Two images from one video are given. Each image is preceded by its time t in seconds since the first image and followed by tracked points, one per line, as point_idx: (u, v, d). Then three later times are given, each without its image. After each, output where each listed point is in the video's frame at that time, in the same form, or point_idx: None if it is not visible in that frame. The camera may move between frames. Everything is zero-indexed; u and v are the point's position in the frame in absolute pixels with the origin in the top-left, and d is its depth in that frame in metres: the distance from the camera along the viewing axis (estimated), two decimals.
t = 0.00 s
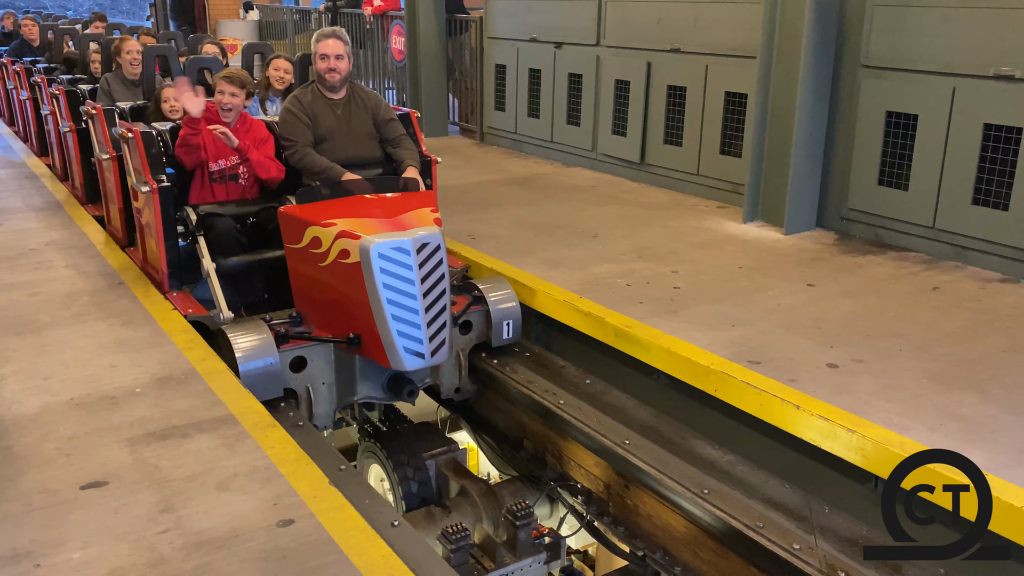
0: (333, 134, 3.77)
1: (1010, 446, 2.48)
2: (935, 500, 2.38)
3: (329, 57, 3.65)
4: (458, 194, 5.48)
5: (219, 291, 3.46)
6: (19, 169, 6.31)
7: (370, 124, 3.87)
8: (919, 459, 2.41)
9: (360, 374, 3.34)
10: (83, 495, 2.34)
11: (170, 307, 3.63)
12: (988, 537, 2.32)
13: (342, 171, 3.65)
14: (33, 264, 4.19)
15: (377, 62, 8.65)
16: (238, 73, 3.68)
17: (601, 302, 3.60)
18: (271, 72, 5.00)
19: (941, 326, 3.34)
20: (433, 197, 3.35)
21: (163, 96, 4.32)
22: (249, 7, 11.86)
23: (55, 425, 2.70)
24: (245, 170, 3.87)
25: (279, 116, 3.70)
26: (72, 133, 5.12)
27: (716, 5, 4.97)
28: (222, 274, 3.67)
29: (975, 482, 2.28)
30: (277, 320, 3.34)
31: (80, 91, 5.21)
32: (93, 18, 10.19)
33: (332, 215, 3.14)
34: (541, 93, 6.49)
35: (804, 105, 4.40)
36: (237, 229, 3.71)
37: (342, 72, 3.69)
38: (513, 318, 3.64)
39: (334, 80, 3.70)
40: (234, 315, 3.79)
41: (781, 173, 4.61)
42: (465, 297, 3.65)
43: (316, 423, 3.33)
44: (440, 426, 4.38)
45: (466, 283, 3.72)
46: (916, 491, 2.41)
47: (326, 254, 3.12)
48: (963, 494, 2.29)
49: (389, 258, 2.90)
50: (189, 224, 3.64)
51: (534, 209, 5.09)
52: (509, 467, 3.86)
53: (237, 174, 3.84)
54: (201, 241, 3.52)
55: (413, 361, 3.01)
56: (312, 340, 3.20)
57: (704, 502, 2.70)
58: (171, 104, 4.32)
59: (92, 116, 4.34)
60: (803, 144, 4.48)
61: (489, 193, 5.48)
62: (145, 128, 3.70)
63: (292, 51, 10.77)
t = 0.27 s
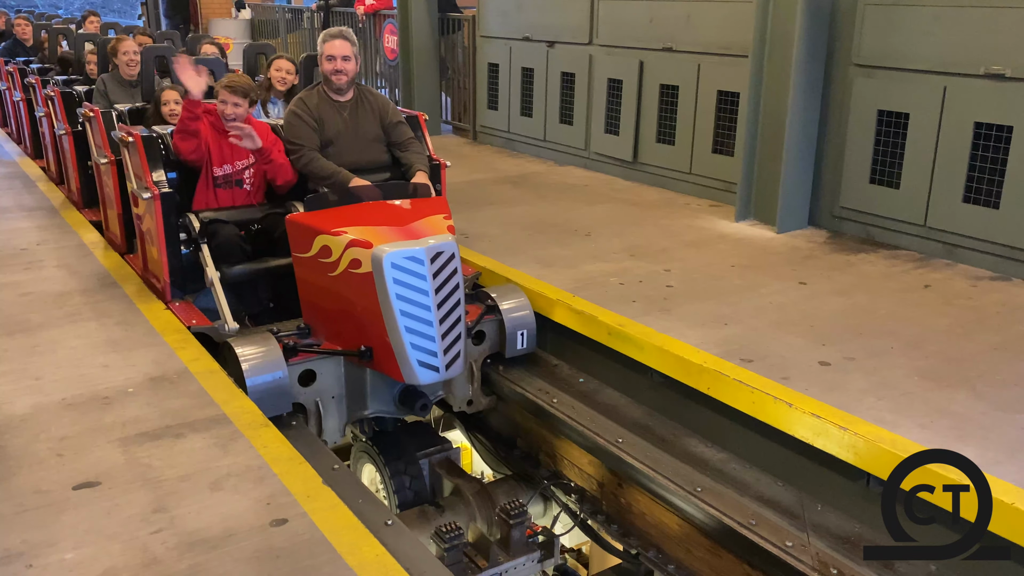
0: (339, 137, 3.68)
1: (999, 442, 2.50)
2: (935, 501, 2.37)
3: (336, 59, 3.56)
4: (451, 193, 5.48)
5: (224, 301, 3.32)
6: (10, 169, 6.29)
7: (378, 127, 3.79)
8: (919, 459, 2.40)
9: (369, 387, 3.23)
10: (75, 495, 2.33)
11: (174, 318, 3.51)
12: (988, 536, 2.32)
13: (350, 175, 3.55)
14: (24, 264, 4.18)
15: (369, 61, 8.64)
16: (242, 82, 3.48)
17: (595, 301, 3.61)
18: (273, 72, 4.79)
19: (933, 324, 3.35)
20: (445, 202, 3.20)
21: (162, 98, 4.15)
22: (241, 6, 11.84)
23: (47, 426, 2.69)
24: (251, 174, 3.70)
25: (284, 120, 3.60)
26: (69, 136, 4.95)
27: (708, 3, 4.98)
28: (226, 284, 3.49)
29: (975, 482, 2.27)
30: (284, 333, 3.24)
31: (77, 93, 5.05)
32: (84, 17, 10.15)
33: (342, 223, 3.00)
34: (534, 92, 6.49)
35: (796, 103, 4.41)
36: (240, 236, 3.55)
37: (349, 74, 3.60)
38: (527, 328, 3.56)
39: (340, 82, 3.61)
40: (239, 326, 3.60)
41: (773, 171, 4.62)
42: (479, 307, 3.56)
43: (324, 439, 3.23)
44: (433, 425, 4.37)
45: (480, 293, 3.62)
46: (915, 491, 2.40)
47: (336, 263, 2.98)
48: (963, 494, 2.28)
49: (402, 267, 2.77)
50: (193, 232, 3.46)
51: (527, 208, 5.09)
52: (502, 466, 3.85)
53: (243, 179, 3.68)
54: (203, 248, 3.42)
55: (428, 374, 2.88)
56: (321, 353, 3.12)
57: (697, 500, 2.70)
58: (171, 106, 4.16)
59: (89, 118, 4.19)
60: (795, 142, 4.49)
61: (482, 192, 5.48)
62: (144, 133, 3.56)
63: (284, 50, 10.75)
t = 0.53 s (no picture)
0: (346, 140, 3.52)
1: (992, 439, 2.51)
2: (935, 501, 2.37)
3: (342, 58, 3.39)
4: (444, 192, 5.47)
5: (229, 310, 3.18)
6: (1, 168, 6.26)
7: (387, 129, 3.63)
8: (920, 459, 2.40)
9: (381, 400, 3.06)
10: (68, 495, 2.32)
11: (178, 330, 3.36)
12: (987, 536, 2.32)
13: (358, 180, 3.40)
14: (16, 263, 4.16)
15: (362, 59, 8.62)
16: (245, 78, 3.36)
17: (588, 299, 3.61)
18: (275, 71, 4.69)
19: (925, 322, 3.36)
20: (458, 207, 3.09)
21: (162, 99, 3.89)
22: (233, 5, 11.82)
23: (39, 425, 2.68)
24: (255, 179, 3.57)
25: (289, 121, 3.46)
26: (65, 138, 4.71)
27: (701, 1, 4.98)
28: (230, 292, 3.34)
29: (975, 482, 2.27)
30: (293, 345, 3.11)
31: (73, 94, 4.85)
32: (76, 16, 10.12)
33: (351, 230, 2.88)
34: (527, 91, 6.49)
35: (788, 101, 4.41)
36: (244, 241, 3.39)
37: (357, 75, 3.43)
38: (542, 338, 3.45)
39: (347, 83, 3.44)
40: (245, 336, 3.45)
41: (766, 169, 4.63)
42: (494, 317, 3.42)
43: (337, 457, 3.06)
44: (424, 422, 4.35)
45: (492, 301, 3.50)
46: (916, 491, 2.39)
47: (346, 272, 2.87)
48: (963, 494, 2.28)
49: (416, 276, 2.66)
50: (197, 239, 3.31)
51: (521, 206, 5.09)
52: (494, 462, 3.84)
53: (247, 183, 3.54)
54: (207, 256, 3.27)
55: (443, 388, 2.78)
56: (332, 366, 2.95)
57: (691, 497, 2.71)
58: (171, 109, 3.90)
59: (86, 121, 4.03)
60: (787, 140, 4.50)
61: (475, 191, 5.48)
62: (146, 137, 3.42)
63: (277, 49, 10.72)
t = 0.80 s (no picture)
0: (355, 144, 3.38)
1: (982, 435, 2.52)
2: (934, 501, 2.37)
3: (350, 60, 3.26)
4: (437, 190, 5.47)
5: (235, 321, 3.11)
6: None
7: (398, 133, 3.48)
8: (919, 459, 2.39)
9: (395, 417, 2.97)
10: (59, 494, 2.31)
11: (183, 343, 3.24)
12: (988, 536, 2.35)
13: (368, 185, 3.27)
14: (6, 262, 4.14)
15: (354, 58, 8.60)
16: (250, 79, 3.29)
17: (582, 297, 3.61)
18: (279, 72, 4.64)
19: (917, 319, 3.38)
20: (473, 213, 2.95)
21: (163, 101, 3.89)
22: (225, 4, 11.79)
23: (31, 425, 2.67)
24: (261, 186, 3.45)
25: (297, 124, 3.32)
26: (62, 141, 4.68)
27: None
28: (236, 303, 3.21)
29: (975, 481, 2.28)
30: (303, 358, 3.00)
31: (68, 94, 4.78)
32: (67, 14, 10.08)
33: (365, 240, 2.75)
34: (520, 89, 6.49)
35: (780, 99, 4.42)
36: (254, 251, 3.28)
37: (367, 77, 3.29)
38: (560, 350, 3.34)
39: (355, 86, 3.30)
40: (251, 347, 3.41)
41: (758, 167, 4.64)
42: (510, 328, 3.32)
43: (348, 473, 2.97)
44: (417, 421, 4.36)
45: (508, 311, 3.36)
46: (915, 491, 2.39)
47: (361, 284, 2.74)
48: (963, 494, 2.28)
49: (433, 288, 2.57)
50: (202, 247, 3.21)
51: (514, 204, 5.09)
52: (487, 460, 3.83)
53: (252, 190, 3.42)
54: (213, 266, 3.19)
55: (462, 404, 2.69)
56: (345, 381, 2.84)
57: (684, 494, 2.71)
58: (172, 110, 3.88)
59: (85, 125, 3.99)
60: (780, 138, 4.51)
61: (468, 189, 5.48)
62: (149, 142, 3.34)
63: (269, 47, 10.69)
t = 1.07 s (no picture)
0: (364, 147, 3.29)
1: (973, 430, 2.53)
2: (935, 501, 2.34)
3: (357, 60, 3.16)
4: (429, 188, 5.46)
5: (241, 332, 2.99)
6: None
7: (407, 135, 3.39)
8: (920, 458, 2.37)
9: (411, 432, 2.84)
10: (49, 493, 2.30)
11: (188, 355, 3.11)
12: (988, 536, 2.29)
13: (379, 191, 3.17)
14: None
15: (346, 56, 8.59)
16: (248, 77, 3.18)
17: (574, 295, 3.61)
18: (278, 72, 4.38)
19: (908, 315, 3.39)
20: (487, 220, 2.83)
21: (162, 103, 3.78)
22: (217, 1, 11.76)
23: (21, 424, 2.65)
24: (266, 191, 3.36)
25: (304, 128, 3.23)
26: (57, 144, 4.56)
27: None
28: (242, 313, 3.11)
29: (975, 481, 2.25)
30: (313, 371, 2.87)
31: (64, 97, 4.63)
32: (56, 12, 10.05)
33: (378, 248, 2.64)
34: (512, 87, 6.48)
35: (772, 96, 4.43)
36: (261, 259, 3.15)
37: (375, 79, 3.20)
38: (577, 360, 3.16)
39: (363, 87, 3.21)
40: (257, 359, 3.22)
41: (750, 165, 4.64)
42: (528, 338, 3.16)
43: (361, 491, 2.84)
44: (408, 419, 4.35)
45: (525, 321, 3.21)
46: (916, 491, 2.37)
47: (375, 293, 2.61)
48: (962, 494, 2.26)
49: (450, 298, 2.44)
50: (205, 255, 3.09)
51: (506, 202, 5.08)
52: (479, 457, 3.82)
53: (258, 196, 3.33)
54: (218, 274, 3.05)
55: (480, 420, 2.54)
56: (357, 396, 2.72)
57: (677, 491, 2.71)
58: (172, 113, 3.78)
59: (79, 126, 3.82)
60: (771, 135, 4.51)
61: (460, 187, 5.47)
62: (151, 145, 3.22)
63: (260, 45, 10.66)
